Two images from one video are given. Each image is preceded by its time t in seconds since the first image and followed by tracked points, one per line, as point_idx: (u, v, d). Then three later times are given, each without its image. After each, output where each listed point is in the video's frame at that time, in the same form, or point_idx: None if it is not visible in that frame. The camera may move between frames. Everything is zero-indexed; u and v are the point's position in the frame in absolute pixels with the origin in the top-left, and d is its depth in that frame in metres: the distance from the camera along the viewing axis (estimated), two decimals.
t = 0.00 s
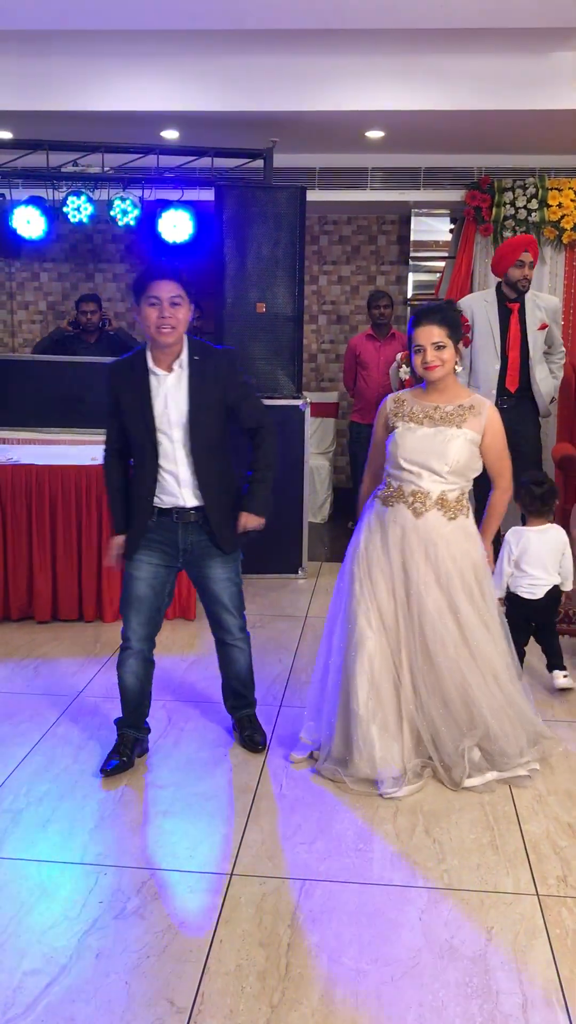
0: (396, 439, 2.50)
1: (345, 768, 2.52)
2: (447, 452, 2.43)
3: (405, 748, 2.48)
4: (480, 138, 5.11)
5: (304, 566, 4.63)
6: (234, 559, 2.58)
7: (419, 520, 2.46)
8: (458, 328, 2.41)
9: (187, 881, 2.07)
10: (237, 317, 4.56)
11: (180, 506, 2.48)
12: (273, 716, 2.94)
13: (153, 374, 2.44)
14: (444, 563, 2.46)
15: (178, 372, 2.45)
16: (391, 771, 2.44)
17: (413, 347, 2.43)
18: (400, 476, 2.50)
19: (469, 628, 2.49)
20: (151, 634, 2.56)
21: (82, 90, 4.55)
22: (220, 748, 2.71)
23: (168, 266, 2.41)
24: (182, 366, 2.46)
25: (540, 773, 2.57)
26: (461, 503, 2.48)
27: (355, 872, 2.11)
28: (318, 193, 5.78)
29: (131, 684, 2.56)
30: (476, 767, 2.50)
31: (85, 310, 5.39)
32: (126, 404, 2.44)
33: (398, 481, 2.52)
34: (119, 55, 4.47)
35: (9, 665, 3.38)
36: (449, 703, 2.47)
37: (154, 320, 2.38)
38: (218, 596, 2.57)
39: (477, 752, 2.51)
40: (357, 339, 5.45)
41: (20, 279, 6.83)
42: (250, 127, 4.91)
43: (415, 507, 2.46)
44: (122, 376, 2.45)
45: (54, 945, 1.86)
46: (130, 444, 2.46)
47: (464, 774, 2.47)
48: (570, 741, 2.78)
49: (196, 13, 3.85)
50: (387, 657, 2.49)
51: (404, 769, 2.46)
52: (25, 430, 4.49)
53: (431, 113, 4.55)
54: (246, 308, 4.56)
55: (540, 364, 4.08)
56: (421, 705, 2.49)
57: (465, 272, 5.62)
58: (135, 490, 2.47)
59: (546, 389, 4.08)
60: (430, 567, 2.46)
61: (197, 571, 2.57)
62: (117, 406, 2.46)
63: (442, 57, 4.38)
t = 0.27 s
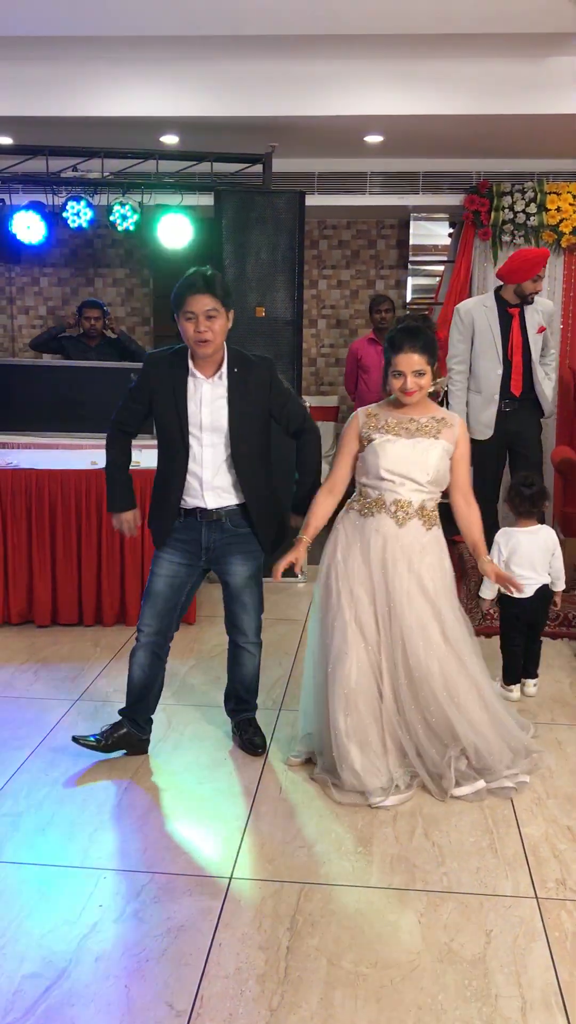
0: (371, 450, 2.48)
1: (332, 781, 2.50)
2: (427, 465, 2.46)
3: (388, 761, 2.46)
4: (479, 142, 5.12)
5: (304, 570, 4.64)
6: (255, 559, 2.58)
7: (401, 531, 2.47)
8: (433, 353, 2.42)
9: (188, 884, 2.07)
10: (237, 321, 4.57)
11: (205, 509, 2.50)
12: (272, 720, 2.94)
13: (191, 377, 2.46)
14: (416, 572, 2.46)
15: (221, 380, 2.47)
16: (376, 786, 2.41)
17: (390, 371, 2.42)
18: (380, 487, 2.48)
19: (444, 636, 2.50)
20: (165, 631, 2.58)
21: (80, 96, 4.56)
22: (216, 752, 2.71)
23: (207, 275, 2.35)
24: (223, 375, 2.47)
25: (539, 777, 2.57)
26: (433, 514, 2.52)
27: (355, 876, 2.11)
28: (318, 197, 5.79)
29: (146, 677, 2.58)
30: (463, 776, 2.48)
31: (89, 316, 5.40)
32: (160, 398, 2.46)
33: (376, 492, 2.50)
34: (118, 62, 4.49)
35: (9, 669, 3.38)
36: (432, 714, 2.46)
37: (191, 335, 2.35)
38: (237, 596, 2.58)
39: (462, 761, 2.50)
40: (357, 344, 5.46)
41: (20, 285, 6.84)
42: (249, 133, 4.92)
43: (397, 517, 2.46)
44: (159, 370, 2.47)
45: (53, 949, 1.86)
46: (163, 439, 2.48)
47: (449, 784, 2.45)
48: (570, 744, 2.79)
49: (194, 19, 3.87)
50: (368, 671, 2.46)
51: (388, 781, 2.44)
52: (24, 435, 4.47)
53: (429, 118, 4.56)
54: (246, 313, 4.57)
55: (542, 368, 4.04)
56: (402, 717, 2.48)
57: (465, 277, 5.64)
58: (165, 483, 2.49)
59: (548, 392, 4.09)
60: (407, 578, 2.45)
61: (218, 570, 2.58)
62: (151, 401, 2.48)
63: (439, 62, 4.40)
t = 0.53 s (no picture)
0: (350, 442, 2.46)
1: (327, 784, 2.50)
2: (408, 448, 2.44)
3: (381, 765, 2.45)
4: (477, 146, 5.13)
5: (303, 572, 4.64)
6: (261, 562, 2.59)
7: (391, 525, 2.45)
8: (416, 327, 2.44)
9: (188, 887, 2.07)
10: (235, 324, 4.57)
11: (212, 508, 2.52)
12: (271, 722, 2.94)
13: (200, 381, 2.50)
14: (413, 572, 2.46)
15: (223, 379, 2.50)
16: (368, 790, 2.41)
17: (376, 343, 2.40)
18: (364, 481, 2.46)
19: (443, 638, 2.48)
20: (178, 630, 2.62)
21: (78, 100, 4.56)
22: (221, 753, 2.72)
23: (190, 296, 2.33)
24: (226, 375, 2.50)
25: (538, 780, 2.57)
26: (420, 501, 2.51)
27: (353, 878, 2.11)
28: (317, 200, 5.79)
29: (159, 674, 2.64)
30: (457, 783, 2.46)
31: (98, 319, 5.43)
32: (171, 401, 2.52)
33: (361, 487, 2.48)
34: (116, 66, 4.50)
35: (8, 672, 3.38)
36: (426, 717, 2.44)
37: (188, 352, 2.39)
38: (244, 598, 2.59)
39: (456, 768, 2.47)
40: (356, 347, 5.46)
41: (19, 288, 6.85)
42: (247, 136, 4.93)
43: (386, 511, 2.45)
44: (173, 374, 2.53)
45: (52, 952, 1.86)
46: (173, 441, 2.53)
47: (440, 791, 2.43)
48: (569, 747, 2.79)
49: (192, 24, 3.88)
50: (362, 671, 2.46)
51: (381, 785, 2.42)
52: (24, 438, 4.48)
53: (427, 122, 4.57)
54: (245, 316, 4.58)
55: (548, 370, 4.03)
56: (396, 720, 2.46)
57: (463, 279, 5.69)
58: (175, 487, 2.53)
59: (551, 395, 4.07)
60: (404, 577, 2.44)
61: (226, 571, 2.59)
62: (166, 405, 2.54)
63: (436, 66, 4.40)
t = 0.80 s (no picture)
0: (341, 453, 2.46)
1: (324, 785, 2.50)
2: (399, 451, 2.42)
3: (379, 766, 2.44)
4: (476, 146, 5.13)
5: (302, 573, 4.64)
6: (258, 562, 2.58)
7: (391, 529, 2.45)
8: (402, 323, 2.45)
9: (187, 887, 2.07)
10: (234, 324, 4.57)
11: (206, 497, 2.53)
12: (270, 722, 2.94)
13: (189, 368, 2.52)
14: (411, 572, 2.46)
15: (211, 365, 2.50)
16: (365, 790, 2.40)
17: (363, 337, 2.40)
18: (361, 491, 2.46)
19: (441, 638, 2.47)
20: (183, 627, 2.64)
21: (78, 100, 4.56)
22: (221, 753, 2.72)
23: (161, 305, 2.33)
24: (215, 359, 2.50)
25: (538, 780, 2.57)
26: (418, 498, 2.51)
27: (352, 879, 2.11)
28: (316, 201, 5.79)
29: (159, 670, 2.66)
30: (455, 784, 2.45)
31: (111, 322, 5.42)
32: (167, 395, 2.54)
33: (358, 496, 2.47)
34: (116, 66, 4.50)
35: (7, 672, 3.38)
36: (424, 718, 2.44)
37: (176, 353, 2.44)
38: (238, 595, 2.58)
39: (454, 769, 2.47)
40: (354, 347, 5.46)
41: (18, 288, 6.85)
42: (247, 137, 4.93)
43: (384, 516, 2.44)
44: (170, 367, 2.56)
45: (50, 952, 1.86)
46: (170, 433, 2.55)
47: (437, 791, 2.42)
48: (568, 747, 2.78)
49: (192, 24, 3.88)
50: (358, 671, 2.46)
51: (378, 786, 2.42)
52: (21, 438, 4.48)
53: (427, 122, 4.56)
54: (244, 316, 4.58)
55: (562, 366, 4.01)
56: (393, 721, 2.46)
57: (463, 280, 5.67)
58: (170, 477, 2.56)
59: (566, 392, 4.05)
60: (404, 576, 2.45)
61: (224, 570, 2.59)
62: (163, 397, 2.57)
63: (436, 67, 4.40)
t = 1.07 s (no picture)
0: (342, 456, 2.46)
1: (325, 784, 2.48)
2: (400, 451, 2.42)
3: (381, 765, 2.44)
4: (478, 143, 5.12)
5: (303, 571, 4.63)
6: (256, 561, 2.58)
7: (395, 528, 2.45)
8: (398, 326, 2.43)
9: (186, 886, 2.07)
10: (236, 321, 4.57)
11: (204, 497, 2.53)
12: (271, 721, 2.94)
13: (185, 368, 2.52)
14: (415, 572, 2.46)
15: (206, 363, 2.50)
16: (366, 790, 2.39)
17: (360, 345, 2.39)
18: (364, 490, 2.46)
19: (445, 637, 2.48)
20: (183, 625, 2.65)
21: (79, 96, 4.55)
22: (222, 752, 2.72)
23: (163, 291, 2.35)
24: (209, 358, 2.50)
25: (539, 779, 2.56)
26: (421, 494, 2.51)
27: (352, 877, 2.11)
28: (318, 198, 5.78)
29: (159, 668, 2.66)
30: (457, 783, 2.44)
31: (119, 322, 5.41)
32: (163, 394, 2.54)
33: (361, 496, 2.48)
34: (117, 63, 4.49)
35: (7, 670, 3.38)
36: (428, 717, 2.44)
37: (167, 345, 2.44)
38: (236, 595, 2.58)
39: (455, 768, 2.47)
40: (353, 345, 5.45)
41: (20, 285, 6.84)
42: (248, 134, 4.92)
43: (387, 515, 2.45)
44: (166, 365, 2.56)
45: (50, 951, 1.85)
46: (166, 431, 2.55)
47: (439, 789, 2.42)
48: (569, 746, 2.78)
49: (194, 21, 3.87)
50: (359, 671, 2.46)
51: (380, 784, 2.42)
52: (22, 435, 4.46)
53: (427, 120, 4.56)
54: (246, 313, 4.58)
55: None
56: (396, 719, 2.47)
57: (465, 278, 5.65)
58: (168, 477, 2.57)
59: None
60: (409, 574, 2.45)
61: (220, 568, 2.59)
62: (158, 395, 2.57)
63: (437, 64, 4.39)
